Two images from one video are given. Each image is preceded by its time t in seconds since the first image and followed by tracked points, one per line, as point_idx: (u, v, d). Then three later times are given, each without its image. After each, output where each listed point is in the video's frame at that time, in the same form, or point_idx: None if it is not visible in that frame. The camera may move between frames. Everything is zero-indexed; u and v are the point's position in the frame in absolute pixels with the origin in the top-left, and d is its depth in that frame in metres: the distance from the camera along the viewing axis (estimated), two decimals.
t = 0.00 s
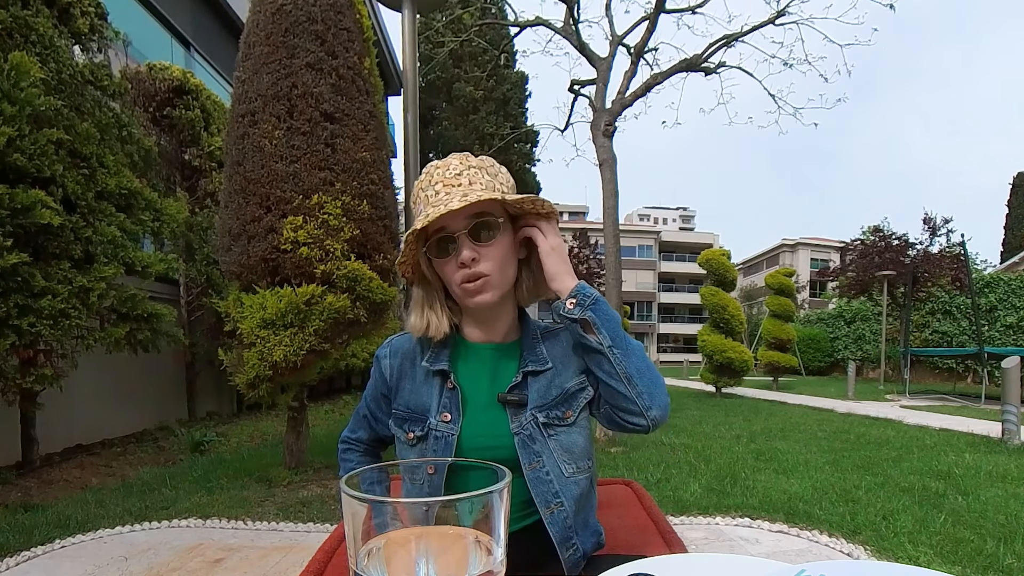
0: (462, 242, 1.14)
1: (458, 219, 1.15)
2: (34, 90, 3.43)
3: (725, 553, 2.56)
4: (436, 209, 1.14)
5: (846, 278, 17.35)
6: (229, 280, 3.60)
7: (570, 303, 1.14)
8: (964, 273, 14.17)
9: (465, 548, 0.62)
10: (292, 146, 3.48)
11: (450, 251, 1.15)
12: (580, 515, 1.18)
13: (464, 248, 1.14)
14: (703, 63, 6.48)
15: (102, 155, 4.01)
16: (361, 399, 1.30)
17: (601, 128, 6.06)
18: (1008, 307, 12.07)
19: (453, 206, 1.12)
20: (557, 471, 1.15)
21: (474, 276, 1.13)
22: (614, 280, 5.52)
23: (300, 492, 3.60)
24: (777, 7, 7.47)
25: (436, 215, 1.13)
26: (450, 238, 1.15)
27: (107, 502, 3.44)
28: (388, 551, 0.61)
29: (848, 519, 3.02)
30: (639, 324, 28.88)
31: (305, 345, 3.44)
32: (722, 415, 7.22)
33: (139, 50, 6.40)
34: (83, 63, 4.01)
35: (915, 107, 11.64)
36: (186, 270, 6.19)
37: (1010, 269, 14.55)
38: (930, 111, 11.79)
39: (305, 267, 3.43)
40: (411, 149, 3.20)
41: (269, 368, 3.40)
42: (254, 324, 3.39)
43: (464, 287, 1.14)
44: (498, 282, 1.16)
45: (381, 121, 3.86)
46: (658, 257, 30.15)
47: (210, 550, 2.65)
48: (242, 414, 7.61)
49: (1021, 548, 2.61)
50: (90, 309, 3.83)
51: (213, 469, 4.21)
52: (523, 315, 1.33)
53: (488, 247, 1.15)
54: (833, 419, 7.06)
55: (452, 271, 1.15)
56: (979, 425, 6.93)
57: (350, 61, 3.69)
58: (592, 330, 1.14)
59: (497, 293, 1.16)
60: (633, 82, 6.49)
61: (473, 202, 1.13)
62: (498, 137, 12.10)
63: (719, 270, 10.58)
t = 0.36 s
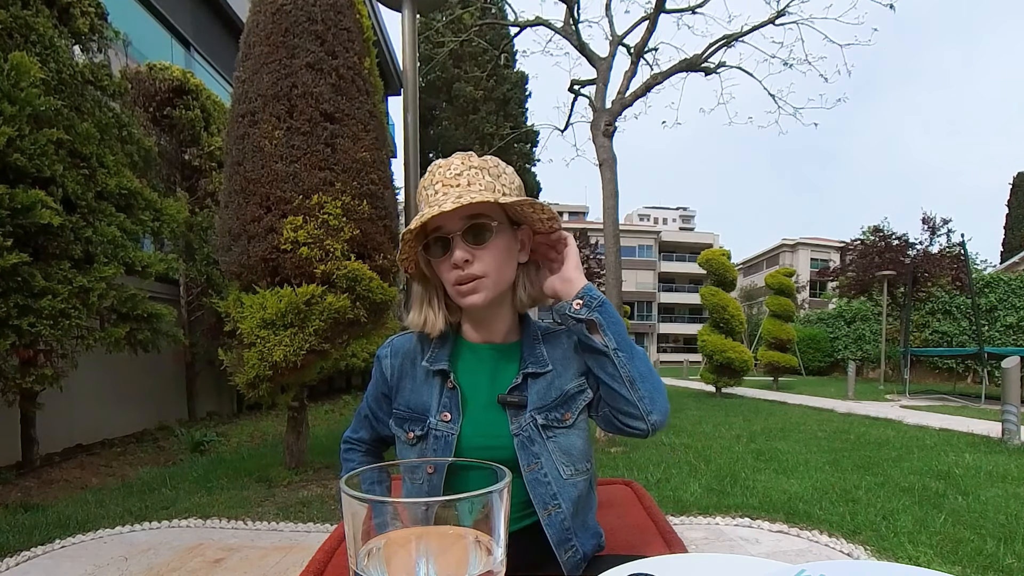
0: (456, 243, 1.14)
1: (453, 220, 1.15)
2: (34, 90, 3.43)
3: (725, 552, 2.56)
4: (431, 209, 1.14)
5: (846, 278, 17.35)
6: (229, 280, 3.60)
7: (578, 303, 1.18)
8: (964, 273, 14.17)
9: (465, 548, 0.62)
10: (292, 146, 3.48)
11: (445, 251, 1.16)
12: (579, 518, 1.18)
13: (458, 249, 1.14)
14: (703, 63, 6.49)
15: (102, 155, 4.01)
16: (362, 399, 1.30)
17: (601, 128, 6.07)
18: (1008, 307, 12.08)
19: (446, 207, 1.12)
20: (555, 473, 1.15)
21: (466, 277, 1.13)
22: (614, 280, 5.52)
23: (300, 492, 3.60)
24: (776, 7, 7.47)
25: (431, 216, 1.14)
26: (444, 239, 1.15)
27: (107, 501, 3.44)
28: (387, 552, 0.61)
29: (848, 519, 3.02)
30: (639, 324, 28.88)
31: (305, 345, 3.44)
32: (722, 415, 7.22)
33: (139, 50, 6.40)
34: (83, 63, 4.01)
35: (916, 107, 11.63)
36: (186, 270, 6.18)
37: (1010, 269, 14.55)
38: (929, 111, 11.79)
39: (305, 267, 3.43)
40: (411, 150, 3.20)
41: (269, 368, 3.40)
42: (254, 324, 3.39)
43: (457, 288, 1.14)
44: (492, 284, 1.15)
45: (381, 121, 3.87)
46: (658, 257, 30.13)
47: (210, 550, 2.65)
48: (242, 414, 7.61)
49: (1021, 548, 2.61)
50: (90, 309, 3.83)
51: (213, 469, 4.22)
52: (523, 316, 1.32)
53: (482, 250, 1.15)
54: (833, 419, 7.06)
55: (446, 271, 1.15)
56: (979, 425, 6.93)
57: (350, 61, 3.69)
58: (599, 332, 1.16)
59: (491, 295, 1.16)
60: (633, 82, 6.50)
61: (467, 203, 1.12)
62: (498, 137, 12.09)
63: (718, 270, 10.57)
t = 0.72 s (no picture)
0: (472, 242, 1.14)
1: (469, 219, 1.15)
2: (34, 90, 3.43)
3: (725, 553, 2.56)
4: (450, 206, 1.13)
5: (846, 278, 17.35)
6: (229, 280, 3.61)
7: (605, 337, 1.04)
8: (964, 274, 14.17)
9: (465, 548, 0.62)
10: (292, 147, 3.49)
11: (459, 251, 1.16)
12: (577, 522, 1.17)
13: (473, 248, 1.14)
14: (703, 63, 6.50)
15: (102, 155, 4.01)
16: (362, 402, 1.30)
17: (601, 128, 6.07)
18: (1008, 307, 12.08)
19: (465, 206, 1.12)
20: (552, 477, 1.15)
21: (482, 276, 1.14)
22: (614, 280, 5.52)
23: (300, 492, 3.60)
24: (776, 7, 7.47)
25: (450, 213, 1.12)
26: (458, 237, 1.15)
27: (107, 501, 3.44)
28: (387, 552, 0.61)
29: (848, 519, 3.02)
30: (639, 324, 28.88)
31: (305, 345, 3.44)
32: (722, 415, 7.22)
33: (139, 50, 6.40)
34: (83, 63, 4.02)
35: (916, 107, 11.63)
36: (186, 270, 6.18)
37: (1010, 269, 14.55)
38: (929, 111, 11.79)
39: (305, 267, 3.43)
40: (411, 150, 3.19)
41: (269, 368, 3.40)
42: (254, 324, 3.39)
43: (472, 287, 1.14)
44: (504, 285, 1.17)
45: (381, 120, 3.86)
46: (658, 257, 30.12)
47: (210, 550, 2.65)
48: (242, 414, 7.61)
49: (1020, 548, 2.61)
50: (90, 309, 3.83)
51: (213, 469, 4.21)
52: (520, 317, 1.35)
53: (495, 250, 1.16)
54: (833, 419, 7.06)
55: (459, 272, 1.15)
56: (979, 425, 6.93)
57: (350, 61, 3.69)
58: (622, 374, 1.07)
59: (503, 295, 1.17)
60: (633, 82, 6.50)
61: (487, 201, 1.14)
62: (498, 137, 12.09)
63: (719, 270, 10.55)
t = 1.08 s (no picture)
0: (481, 245, 1.17)
1: (481, 221, 1.16)
2: (34, 90, 3.43)
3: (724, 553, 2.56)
4: (466, 204, 1.14)
5: (846, 278, 17.36)
6: (229, 280, 3.61)
7: (603, 317, 0.97)
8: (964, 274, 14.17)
9: (466, 547, 0.61)
10: (292, 147, 3.49)
11: (468, 249, 1.19)
12: (575, 518, 1.16)
13: (482, 251, 1.17)
14: (703, 63, 6.49)
15: (102, 155, 4.01)
16: (363, 402, 1.31)
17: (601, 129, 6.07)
18: (1008, 307, 12.07)
19: (481, 207, 1.12)
20: (549, 474, 1.15)
21: (487, 280, 1.18)
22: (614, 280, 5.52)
23: (301, 491, 3.60)
24: (776, 7, 7.47)
25: (465, 212, 1.14)
26: (469, 238, 1.17)
27: (107, 502, 3.44)
28: (388, 552, 0.61)
29: (848, 519, 3.02)
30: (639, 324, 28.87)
31: (305, 345, 3.44)
32: (722, 415, 7.22)
33: (139, 50, 6.40)
34: (83, 62, 4.02)
35: (916, 108, 11.62)
36: (186, 270, 6.18)
37: (1010, 269, 14.55)
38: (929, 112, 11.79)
39: (305, 267, 3.43)
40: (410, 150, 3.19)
41: (269, 368, 3.40)
42: (254, 324, 3.40)
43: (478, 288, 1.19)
44: (507, 288, 1.21)
45: (381, 120, 3.86)
46: (658, 257, 30.13)
47: (210, 550, 2.65)
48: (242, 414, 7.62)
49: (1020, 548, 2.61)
50: (90, 309, 3.83)
51: (213, 469, 4.22)
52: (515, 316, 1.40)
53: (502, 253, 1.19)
54: (833, 419, 7.05)
55: (466, 270, 1.19)
56: (979, 425, 6.93)
57: (350, 61, 3.69)
58: (620, 359, 1.01)
59: (504, 297, 1.22)
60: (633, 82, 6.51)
61: (503, 206, 1.14)
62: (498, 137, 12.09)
63: (719, 270, 10.55)
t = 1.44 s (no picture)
0: (481, 244, 1.18)
1: (481, 221, 1.17)
2: (34, 90, 3.43)
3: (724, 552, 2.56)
4: (466, 204, 1.15)
5: (846, 278, 17.36)
6: (229, 280, 3.61)
7: (603, 316, 0.97)
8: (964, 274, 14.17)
9: (466, 548, 0.62)
10: (292, 147, 3.49)
11: (468, 249, 1.19)
12: (575, 518, 1.16)
13: (482, 251, 1.18)
14: (703, 63, 6.49)
15: (102, 155, 4.01)
16: (363, 403, 1.32)
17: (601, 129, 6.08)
18: (1008, 307, 12.07)
19: (481, 207, 1.13)
20: (549, 474, 1.15)
21: (487, 281, 1.19)
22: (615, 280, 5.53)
23: (300, 492, 3.60)
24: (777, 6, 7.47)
25: (465, 211, 1.14)
26: (468, 237, 1.18)
27: (107, 502, 3.44)
28: (388, 552, 0.61)
29: (848, 519, 3.02)
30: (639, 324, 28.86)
31: (305, 345, 3.43)
32: (722, 415, 7.22)
33: (139, 50, 6.40)
34: (83, 63, 4.02)
35: (917, 108, 11.62)
36: (187, 270, 6.18)
37: (1010, 269, 14.55)
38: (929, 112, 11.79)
39: (305, 267, 3.43)
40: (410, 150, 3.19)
41: (269, 368, 3.40)
42: (254, 324, 3.40)
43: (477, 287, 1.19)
44: (506, 288, 1.22)
45: (381, 120, 3.86)
46: (658, 257, 30.12)
47: (210, 550, 2.65)
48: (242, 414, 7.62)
49: (1020, 548, 2.61)
50: (90, 310, 3.84)
51: (213, 469, 4.22)
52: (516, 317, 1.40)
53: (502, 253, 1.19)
54: (833, 419, 7.06)
55: (466, 270, 1.19)
56: (979, 425, 6.93)
57: (350, 61, 3.69)
58: (620, 359, 1.02)
59: (504, 298, 1.22)
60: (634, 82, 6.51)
61: (503, 206, 1.15)
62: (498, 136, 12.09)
63: (719, 270, 10.55)
